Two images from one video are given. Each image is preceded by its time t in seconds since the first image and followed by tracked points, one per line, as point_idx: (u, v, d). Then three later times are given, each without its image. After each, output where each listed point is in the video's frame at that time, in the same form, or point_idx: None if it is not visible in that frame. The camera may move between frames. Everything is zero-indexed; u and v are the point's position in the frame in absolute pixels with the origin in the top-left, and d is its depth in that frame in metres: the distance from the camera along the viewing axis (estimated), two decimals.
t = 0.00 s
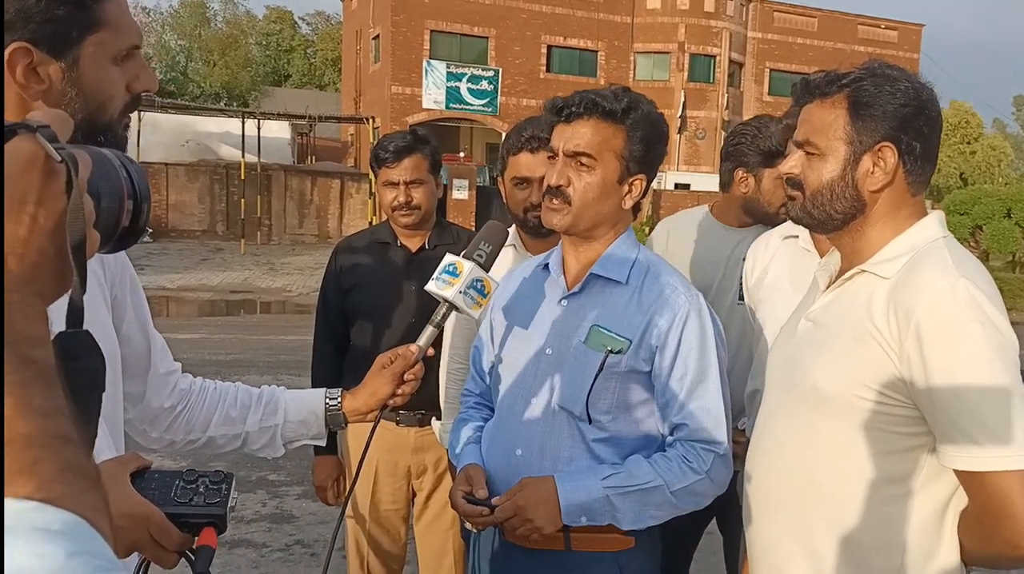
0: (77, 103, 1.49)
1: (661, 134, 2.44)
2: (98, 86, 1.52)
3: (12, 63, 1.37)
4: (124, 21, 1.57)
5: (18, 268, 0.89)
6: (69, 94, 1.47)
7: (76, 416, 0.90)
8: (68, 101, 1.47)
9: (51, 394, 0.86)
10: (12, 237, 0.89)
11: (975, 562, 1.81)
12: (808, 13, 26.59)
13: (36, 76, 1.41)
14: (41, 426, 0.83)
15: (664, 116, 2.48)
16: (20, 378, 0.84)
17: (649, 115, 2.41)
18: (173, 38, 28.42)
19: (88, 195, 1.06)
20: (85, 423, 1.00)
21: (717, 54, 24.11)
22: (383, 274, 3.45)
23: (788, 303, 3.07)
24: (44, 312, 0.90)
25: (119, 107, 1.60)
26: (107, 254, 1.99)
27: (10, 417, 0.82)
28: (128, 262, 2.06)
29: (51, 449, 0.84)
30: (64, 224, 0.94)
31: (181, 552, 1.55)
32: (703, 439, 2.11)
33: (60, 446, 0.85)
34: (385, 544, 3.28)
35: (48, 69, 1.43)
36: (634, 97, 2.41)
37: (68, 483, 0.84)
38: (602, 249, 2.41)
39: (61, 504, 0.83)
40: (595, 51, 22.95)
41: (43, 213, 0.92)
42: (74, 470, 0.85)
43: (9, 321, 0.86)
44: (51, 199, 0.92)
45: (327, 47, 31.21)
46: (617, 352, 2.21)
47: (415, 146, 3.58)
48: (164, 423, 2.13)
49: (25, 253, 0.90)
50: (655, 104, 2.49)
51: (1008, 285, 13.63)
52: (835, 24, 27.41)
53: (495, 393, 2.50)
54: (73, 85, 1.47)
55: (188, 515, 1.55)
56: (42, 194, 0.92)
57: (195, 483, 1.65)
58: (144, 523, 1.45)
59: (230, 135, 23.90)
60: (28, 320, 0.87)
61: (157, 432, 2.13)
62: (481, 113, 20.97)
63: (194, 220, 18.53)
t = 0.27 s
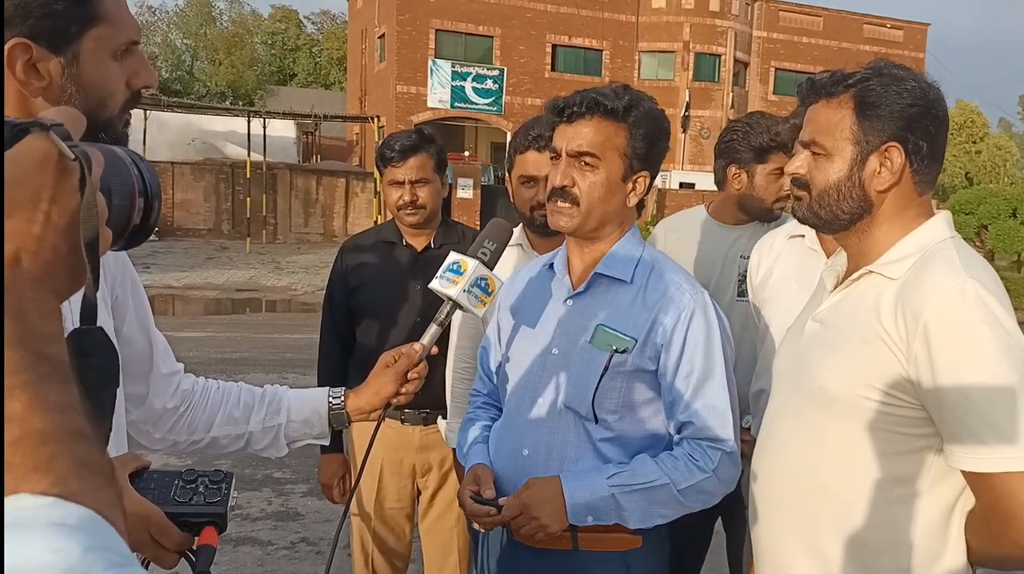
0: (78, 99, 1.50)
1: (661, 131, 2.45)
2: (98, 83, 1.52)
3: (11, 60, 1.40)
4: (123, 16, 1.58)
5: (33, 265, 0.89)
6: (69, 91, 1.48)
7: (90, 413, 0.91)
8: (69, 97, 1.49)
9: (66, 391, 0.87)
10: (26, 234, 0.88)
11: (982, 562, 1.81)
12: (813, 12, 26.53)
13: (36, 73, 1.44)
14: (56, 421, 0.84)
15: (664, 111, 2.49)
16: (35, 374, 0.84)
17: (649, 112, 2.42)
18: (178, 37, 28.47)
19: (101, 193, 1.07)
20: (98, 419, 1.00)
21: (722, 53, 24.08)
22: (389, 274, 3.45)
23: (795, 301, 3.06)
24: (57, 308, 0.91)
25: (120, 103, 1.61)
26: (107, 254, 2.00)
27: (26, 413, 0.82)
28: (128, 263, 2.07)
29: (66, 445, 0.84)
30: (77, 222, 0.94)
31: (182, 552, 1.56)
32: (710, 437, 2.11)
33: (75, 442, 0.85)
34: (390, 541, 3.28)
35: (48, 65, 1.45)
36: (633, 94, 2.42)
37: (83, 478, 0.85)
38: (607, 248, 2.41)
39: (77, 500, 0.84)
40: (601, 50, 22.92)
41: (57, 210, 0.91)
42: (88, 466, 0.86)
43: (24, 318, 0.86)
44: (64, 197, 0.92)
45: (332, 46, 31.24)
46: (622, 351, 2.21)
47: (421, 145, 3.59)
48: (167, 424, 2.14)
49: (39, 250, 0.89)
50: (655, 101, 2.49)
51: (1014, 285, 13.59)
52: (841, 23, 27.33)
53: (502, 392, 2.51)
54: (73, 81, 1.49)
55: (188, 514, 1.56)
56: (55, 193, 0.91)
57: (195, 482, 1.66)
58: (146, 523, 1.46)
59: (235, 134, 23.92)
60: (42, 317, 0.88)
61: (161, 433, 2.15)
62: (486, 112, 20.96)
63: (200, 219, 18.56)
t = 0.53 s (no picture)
0: (77, 96, 1.50)
1: (661, 128, 2.45)
2: (97, 81, 1.52)
3: (9, 56, 1.40)
4: (122, 15, 1.59)
5: (42, 263, 0.89)
6: (68, 89, 1.49)
7: (98, 411, 0.91)
8: (67, 95, 1.49)
9: (74, 388, 0.87)
10: (34, 232, 0.89)
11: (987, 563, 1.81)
12: (818, 11, 26.48)
13: (34, 70, 1.44)
14: (64, 419, 0.84)
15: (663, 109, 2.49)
16: (44, 371, 0.85)
17: (649, 109, 2.43)
18: (183, 37, 28.52)
19: (108, 192, 1.07)
20: (107, 417, 1.01)
21: (726, 53, 24.06)
22: (393, 273, 3.45)
23: (800, 300, 3.07)
24: (66, 306, 0.91)
25: (119, 102, 1.61)
26: (110, 254, 2.00)
27: (36, 410, 0.82)
28: (129, 262, 2.07)
29: (75, 442, 0.85)
30: (85, 220, 0.95)
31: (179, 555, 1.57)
32: (715, 436, 2.10)
33: (84, 440, 0.86)
34: (394, 540, 3.29)
35: (47, 63, 1.46)
36: (632, 92, 2.42)
37: (91, 475, 0.85)
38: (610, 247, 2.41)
39: (85, 497, 0.84)
40: (604, 49, 22.89)
41: (65, 208, 0.92)
42: (97, 463, 0.86)
43: (33, 314, 0.86)
44: (72, 195, 0.93)
45: (336, 46, 31.26)
46: (626, 350, 2.21)
47: (426, 145, 3.59)
48: (170, 423, 2.14)
49: (47, 247, 0.90)
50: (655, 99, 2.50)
51: (1019, 286, 13.56)
52: (846, 22, 27.29)
53: (507, 392, 2.51)
54: (71, 79, 1.49)
55: (185, 517, 1.58)
56: (63, 191, 0.92)
57: (192, 484, 1.68)
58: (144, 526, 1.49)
59: (240, 134, 23.94)
60: (50, 314, 0.88)
61: (164, 432, 2.15)
62: (490, 111, 20.96)
63: (204, 218, 18.59)
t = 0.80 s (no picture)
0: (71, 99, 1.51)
1: (659, 129, 2.46)
2: (92, 84, 1.53)
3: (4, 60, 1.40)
4: (118, 17, 1.58)
5: (43, 264, 0.89)
6: (63, 92, 1.49)
7: (100, 412, 0.91)
8: (62, 99, 1.50)
9: (75, 390, 0.87)
10: (35, 234, 0.89)
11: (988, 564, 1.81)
12: (820, 11, 26.47)
13: (28, 74, 1.45)
14: (66, 420, 0.84)
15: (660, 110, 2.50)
16: (46, 373, 0.85)
17: (647, 110, 2.44)
18: (184, 37, 28.55)
19: (109, 192, 1.07)
20: (108, 417, 1.01)
21: (728, 53, 24.05)
22: (394, 273, 3.46)
23: (801, 301, 3.06)
24: (68, 307, 0.91)
25: (115, 105, 1.61)
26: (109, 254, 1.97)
27: (38, 411, 0.83)
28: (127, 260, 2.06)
29: (77, 443, 0.85)
30: (86, 221, 0.95)
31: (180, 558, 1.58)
32: (716, 435, 2.09)
33: (86, 441, 0.86)
34: (395, 541, 3.29)
35: (41, 67, 1.47)
36: (631, 93, 2.43)
37: (93, 476, 0.85)
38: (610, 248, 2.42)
39: (87, 498, 0.84)
40: (606, 49, 22.88)
41: (67, 209, 0.92)
42: (98, 464, 0.86)
43: (34, 315, 0.86)
44: (73, 196, 0.93)
45: (338, 46, 31.27)
46: (627, 349, 2.22)
47: (429, 145, 3.59)
48: (168, 422, 2.14)
49: (49, 249, 0.90)
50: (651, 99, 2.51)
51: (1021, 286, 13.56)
52: (847, 22, 27.29)
53: (507, 392, 2.51)
54: (66, 83, 1.49)
55: (185, 520, 1.58)
56: (65, 192, 0.92)
57: (191, 487, 1.69)
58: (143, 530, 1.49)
59: (241, 134, 23.95)
60: (52, 315, 0.88)
61: (161, 431, 2.15)
62: (491, 111, 20.96)
63: (206, 218, 18.60)
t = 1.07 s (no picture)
0: (59, 95, 1.51)
1: (657, 128, 2.47)
2: (79, 81, 1.53)
3: None
4: (107, 14, 1.58)
5: (34, 265, 0.89)
6: (48, 89, 1.49)
7: (92, 414, 0.91)
8: (47, 95, 1.49)
9: (67, 392, 0.87)
10: (26, 235, 0.89)
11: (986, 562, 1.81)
12: (819, 11, 26.49)
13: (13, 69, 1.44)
14: (57, 423, 0.84)
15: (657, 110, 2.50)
16: (38, 374, 0.85)
17: (644, 109, 2.45)
18: (184, 36, 28.54)
19: (103, 192, 1.07)
20: (100, 418, 1.01)
21: (727, 53, 24.07)
22: (394, 272, 3.46)
23: (800, 301, 3.06)
24: (60, 309, 0.91)
25: (103, 102, 1.61)
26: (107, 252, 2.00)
27: (28, 414, 0.83)
28: (126, 258, 2.07)
29: (68, 446, 0.85)
30: (78, 222, 0.95)
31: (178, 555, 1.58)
32: (712, 431, 2.09)
33: (77, 443, 0.85)
34: (395, 541, 3.29)
35: (25, 62, 1.45)
36: (629, 92, 2.43)
37: (84, 480, 0.85)
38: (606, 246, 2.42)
39: (78, 501, 0.83)
40: (605, 49, 22.88)
41: (58, 211, 0.92)
42: (90, 467, 0.86)
43: (24, 317, 0.86)
44: (65, 198, 0.93)
45: (337, 45, 31.26)
46: (626, 345, 2.22)
47: (430, 144, 3.59)
48: (166, 419, 2.14)
49: (40, 250, 0.90)
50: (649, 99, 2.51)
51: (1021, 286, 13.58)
52: (847, 22, 27.29)
53: (505, 390, 2.51)
54: (51, 79, 1.49)
55: (184, 517, 1.57)
56: (56, 193, 0.92)
57: (191, 483, 1.67)
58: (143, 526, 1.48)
59: (241, 133, 23.94)
60: (43, 317, 0.88)
61: (159, 428, 2.15)
62: (491, 111, 20.95)
63: (205, 218, 18.60)
